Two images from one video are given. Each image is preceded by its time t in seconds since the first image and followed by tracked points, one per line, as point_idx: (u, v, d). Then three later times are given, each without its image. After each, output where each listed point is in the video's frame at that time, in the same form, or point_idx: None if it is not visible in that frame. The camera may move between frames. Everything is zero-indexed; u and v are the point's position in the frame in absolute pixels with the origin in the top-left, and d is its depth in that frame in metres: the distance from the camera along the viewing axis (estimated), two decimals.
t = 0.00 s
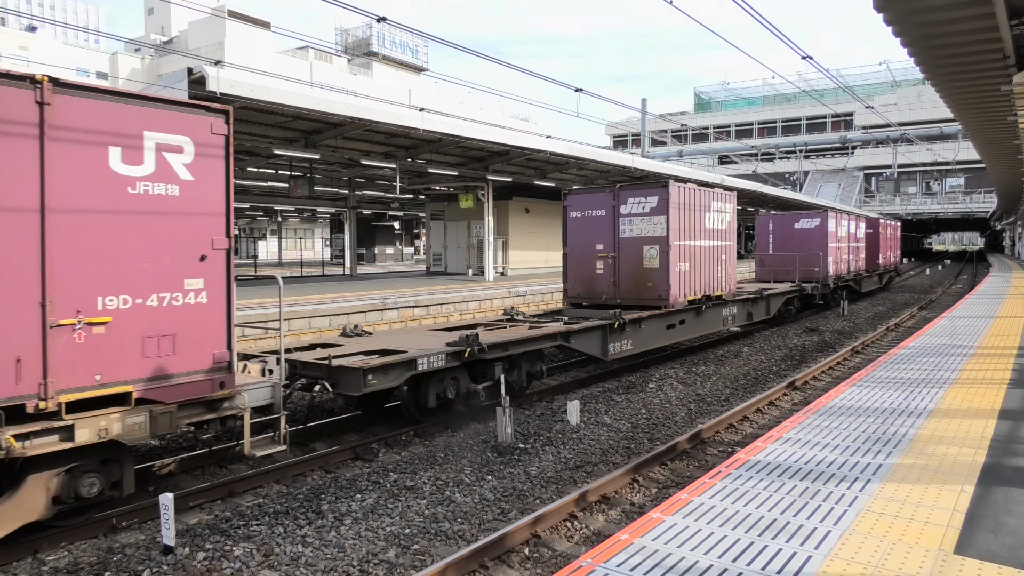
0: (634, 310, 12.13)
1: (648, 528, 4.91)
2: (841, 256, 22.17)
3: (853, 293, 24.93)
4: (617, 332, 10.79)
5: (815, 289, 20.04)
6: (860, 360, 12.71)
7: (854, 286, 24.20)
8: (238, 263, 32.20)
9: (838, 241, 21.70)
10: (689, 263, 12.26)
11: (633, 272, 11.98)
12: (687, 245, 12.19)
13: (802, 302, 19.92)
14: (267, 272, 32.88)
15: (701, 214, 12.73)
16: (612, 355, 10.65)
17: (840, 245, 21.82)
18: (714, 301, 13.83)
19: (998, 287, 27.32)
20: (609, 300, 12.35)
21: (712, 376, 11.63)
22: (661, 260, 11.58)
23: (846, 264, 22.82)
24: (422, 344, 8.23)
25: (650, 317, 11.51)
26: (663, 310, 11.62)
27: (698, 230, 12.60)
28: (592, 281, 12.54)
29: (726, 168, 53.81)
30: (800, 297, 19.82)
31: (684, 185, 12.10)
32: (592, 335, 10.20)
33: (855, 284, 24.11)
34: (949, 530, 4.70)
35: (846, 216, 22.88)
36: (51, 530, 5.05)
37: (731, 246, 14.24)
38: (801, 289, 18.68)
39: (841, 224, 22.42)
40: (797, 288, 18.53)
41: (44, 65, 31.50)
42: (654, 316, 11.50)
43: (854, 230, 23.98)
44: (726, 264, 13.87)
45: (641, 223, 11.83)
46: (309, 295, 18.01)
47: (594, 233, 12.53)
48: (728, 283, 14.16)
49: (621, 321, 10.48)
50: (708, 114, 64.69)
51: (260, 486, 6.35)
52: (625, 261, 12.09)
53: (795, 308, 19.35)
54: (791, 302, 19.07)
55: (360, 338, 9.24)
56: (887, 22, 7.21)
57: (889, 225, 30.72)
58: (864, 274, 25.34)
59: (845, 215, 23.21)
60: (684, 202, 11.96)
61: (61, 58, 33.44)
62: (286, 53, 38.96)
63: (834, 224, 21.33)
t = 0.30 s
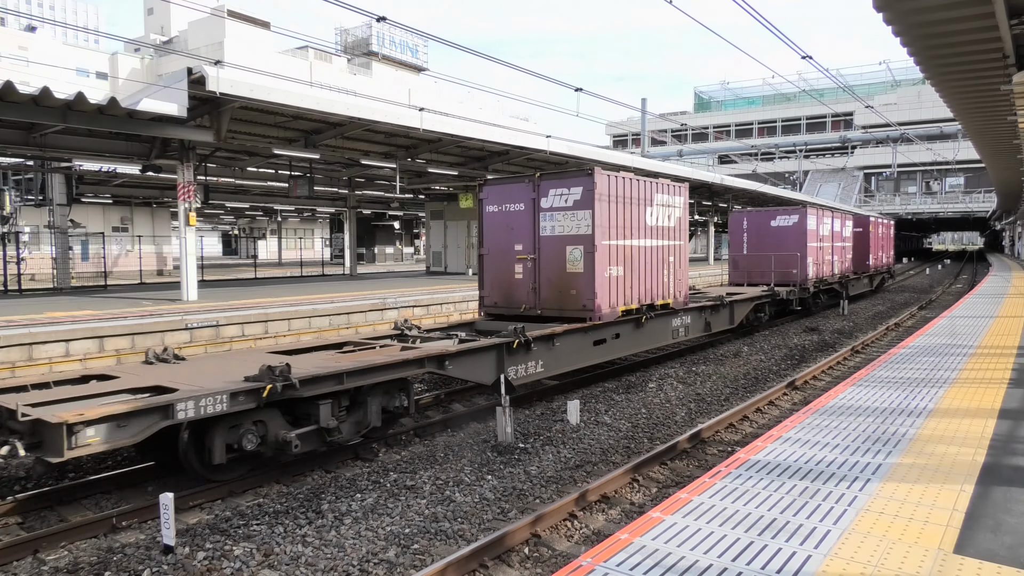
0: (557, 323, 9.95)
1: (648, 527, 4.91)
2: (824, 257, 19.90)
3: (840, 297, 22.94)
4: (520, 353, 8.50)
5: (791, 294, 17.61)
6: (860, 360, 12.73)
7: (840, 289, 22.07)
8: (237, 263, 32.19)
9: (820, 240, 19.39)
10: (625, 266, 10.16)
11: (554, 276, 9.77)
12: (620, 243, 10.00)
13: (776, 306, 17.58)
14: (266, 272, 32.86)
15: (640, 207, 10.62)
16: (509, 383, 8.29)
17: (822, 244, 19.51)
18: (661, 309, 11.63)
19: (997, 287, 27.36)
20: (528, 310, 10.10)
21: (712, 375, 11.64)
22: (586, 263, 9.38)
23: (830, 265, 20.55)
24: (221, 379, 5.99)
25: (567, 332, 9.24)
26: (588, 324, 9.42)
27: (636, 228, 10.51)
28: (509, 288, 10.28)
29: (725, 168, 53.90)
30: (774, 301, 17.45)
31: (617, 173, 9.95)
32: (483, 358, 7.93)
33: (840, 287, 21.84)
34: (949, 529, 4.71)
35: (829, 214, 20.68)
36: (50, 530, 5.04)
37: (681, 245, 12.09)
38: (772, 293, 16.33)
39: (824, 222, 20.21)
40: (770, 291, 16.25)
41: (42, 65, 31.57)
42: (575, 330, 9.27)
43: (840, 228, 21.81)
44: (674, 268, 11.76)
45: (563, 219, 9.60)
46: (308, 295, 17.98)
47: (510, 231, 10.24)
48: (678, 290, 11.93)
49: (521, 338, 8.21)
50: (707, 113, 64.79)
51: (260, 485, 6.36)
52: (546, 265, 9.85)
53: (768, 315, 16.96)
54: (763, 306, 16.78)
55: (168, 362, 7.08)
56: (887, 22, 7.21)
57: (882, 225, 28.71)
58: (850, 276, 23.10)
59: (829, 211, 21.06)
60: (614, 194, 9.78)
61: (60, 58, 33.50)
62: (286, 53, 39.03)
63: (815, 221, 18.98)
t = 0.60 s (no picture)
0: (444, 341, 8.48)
1: (649, 527, 4.91)
2: (803, 256, 18.44)
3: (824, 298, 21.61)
4: (370, 384, 6.86)
5: (763, 299, 16.30)
6: (860, 359, 12.74)
7: (822, 290, 20.67)
8: (237, 263, 32.20)
9: (798, 238, 17.87)
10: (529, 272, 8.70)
11: (439, 283, 8.33)
12: (521, 244, 8.52)
13: (741, 314, 16.00)
14: (267, 272, 32.88)
15: (553, 199, 9.10)
16: (351, 422, 6.64)
17: (800, 244, 18.04)
18: (585, 321, 10.12)
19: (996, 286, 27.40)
20: (414, 324, 8.67)
21: (712, 375, 11.64)
22: (474, 267, 7.91)
23: (810, 266, 19.07)
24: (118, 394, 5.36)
25: (443, 356, 7.65)
26: (476, 342, 7.95)
27: (547, 224, 9.02)
28: (394, 297, 8.86)
29: (725, 168, 53.97)
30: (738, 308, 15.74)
31: (519, 157, 8.43)
32: (317, 392, 6.35)
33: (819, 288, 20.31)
34: (949, 528, 4.71)
35: (809, 208, 19.15)
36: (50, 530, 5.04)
37: (611, 245, 10.54)
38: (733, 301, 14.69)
39: (804, 217, 18.64)
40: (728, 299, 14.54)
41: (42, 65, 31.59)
42: (455, 352, 7.76)
43: (822, 225, 20.30)
44: (603, 272, 10.31)
45: (450, 214, 8.12)
46: (309, 295, 18.03)
47: (394, 229, 8.77)
48: (606, 299, 10.44)
49: (366, 365, 6.60)
50: (707, 113, 64.86)
51: (261, 485, 6.36)
52: (432, 270, 8.41)
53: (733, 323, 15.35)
54: (725, 316, 15.06)
55: None
56: (887, 21, 7.21)
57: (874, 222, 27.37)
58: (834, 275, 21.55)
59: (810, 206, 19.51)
60: (514, 182, 8.28)
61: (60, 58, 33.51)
62: (286, 53, 39.08)
63: (791, 218, 17.43)
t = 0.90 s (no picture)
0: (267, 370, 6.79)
1: (649, 526, 4.92)
2: (776, 257, 16.87)
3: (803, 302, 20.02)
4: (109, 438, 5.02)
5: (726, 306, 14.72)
6: (860, 359, 12.75)
7: (799, 295, 19.10)
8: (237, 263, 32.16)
9: (768, 236, 16.31)
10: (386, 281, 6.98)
11: (261, 294, 6.66)
12: (370, 244, 6.79)
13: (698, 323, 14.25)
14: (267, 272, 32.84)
15: (419, 187, 7.35)
16: (67, 493, 4.78)
17: (772, 243, 16.47)
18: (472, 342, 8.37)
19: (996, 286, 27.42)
20: (234, 347, 6.98)
21: (712, 374, 11.64)
22: (295, 274, 6.20)
23: (784, 268, 17.50)
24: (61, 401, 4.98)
25: (235, 393, 5.83)
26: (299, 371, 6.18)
27: (411, 219, 7.28)
28: (215, 310, 7.19)
29: (725, 167, 54.01)
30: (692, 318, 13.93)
31: (367, 133, 6.73)
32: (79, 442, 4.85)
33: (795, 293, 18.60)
34: (949, 528, 4.71)
35: (784, 204, 17.52)
36: (49, 531, 5.03)
37: (512, 246, 8.86)
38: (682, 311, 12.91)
39: (777, 213, 17.03)
40: (677, 308, 12.78)
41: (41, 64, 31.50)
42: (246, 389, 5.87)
43: (800, 222, 18.70)
44: (502, 281, 8.65)
45: (271, 204, 6.46)
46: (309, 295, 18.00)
47: (217, 224, 7.14)
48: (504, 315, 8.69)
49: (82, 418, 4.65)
50: (707, 113, 64.88)
51: (261, 485, 6.35)
52: (254, 277, 6.73)
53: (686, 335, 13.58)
54: (676, 326, 13.28)
55: None
56: (887, 21, 7.20)
57: (864, 220, 25.80)
58: (813, 277, 19.90)
59: (786, 202, 17.90)
60: (354, 164, 6.59)
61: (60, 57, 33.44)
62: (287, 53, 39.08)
63: (761, 214, 15.87)
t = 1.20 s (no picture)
0: None
1: (649, 526, 4.92)
2: (741, 257, 15.10)
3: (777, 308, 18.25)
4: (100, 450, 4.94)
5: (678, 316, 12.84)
6: (860, 359, 12.74)
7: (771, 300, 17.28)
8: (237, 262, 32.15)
9: (733, 235, 14.51)
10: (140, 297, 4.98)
11: None
12: (98, 245, 4.71)
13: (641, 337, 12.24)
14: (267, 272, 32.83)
15: (194, 165, 5.33)
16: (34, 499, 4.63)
17: (736, 241, 14.72)
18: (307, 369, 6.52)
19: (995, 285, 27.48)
20: None
21: (712, 374, 11.64)
22: None
23: (752, 272, 15.76)
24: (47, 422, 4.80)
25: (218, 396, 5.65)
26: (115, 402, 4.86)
27: (180, 212, 5.23)
28: None
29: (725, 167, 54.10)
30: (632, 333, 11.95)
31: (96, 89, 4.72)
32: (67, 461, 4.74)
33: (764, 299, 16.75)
34: (949, 528, 4.71)
35: (751, 198, 15.69)
36: (49, 531, 5.03)
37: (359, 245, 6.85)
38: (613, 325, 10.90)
39: (744, 208, 15.22)
40: (609, 321, 10.77)
41: (40, 64, 31.54)
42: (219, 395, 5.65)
43: (773, 220, 16.88)
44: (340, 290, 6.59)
45: None
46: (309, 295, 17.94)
47: None
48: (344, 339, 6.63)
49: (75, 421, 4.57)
50: (707, 113, 64.93)
51: (261, 485, 6.35)
52: None
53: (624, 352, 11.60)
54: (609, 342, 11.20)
55: None
56: (887, 21, 7.21)
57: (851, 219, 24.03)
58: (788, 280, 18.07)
59: (755, 197, 16.05)
60: (67, 127, 4.56)
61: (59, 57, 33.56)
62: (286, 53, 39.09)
63: (724, 210, 14.04)
